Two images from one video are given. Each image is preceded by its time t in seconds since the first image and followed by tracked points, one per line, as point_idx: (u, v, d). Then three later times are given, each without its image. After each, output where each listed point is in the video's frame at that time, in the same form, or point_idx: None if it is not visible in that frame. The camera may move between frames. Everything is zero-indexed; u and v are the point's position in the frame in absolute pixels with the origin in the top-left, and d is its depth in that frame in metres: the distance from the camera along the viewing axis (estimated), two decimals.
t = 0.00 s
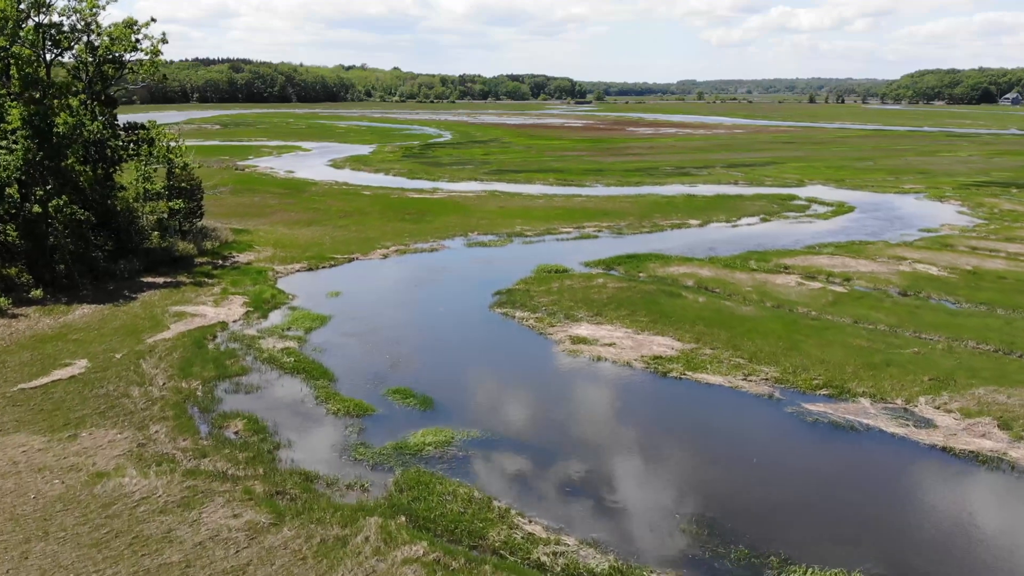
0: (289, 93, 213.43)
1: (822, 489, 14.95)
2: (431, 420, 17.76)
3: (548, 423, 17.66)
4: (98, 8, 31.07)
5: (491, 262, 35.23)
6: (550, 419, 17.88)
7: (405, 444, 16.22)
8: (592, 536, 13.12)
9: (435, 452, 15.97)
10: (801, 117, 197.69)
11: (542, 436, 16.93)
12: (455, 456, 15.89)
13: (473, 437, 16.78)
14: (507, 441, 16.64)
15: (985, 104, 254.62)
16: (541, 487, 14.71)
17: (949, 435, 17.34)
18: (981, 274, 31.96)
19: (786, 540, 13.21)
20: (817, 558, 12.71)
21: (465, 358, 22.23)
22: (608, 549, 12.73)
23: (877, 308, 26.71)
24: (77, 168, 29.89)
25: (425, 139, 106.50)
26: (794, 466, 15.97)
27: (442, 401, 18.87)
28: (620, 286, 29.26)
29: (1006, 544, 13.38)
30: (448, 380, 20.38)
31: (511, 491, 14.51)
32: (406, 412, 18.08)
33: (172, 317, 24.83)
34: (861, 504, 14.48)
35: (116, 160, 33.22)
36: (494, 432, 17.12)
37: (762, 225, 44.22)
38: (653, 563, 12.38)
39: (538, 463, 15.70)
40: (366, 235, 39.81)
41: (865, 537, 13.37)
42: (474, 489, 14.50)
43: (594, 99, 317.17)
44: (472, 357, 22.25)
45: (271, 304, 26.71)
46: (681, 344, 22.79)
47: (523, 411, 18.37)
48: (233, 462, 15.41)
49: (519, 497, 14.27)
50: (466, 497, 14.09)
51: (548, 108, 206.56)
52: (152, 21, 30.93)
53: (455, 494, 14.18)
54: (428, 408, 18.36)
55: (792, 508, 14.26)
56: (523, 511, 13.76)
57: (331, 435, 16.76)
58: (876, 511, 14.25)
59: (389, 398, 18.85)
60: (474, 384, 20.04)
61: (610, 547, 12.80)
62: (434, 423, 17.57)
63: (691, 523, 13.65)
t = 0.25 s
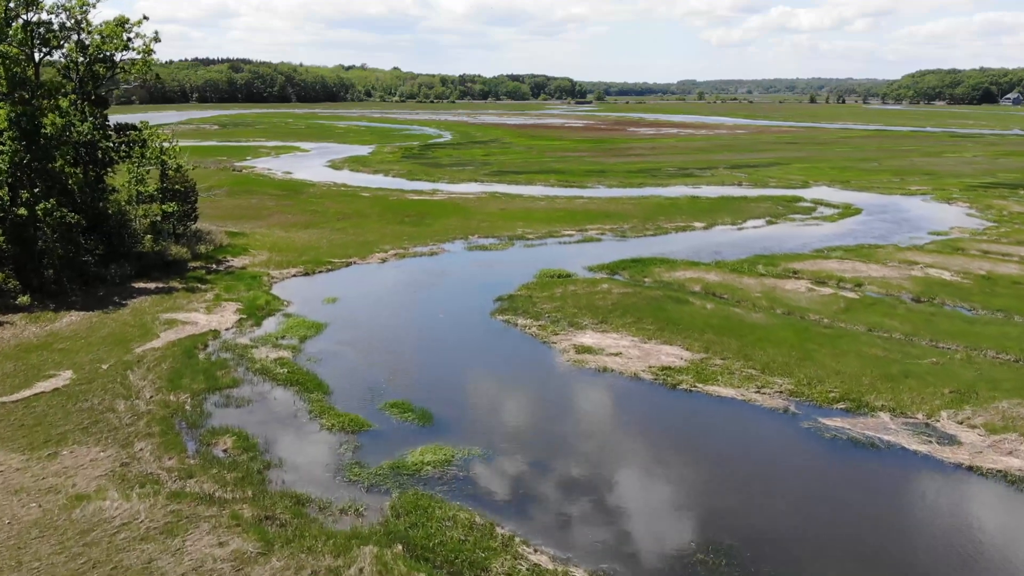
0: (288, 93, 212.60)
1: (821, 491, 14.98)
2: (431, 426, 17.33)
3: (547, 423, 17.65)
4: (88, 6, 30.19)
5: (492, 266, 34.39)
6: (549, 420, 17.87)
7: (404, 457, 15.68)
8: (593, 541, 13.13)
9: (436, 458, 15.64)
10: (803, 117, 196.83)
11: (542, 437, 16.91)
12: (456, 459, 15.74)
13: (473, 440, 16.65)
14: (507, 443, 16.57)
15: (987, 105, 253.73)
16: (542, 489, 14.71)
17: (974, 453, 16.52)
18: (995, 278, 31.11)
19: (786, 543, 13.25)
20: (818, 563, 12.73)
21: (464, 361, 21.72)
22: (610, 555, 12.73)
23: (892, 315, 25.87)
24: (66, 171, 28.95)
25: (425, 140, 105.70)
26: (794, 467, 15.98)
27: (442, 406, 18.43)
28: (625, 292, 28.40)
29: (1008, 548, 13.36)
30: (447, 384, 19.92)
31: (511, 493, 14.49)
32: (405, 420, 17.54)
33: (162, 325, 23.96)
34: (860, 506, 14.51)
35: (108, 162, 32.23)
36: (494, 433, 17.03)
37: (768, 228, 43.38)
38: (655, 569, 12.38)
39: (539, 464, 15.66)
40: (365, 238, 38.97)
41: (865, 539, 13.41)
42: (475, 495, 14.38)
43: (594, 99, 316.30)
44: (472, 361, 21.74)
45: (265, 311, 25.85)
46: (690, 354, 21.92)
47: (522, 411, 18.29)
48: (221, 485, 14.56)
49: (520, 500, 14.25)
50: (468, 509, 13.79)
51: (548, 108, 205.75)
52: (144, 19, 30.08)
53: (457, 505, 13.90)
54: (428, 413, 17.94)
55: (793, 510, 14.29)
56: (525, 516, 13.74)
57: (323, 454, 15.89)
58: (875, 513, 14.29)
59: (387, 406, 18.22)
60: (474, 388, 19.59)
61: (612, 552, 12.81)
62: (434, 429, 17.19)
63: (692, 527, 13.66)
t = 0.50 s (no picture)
0: (288, 92, 211.85)
1: (822, 491, 14.93)
2: (430, 430, 17.10)
3: (547, 422, 17.62)
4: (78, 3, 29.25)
5: (493, 269, 33.54)
6: (550, 419, 17.84)
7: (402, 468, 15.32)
8: (592, 544, 13.12)
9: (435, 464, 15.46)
10: (804, 117, 196.11)
11: (542, 437, 16.89)
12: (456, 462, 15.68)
13: (473, 442, 16.57)
14: (507, 443, 16.52)
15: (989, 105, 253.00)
16: (541, 490, 14.70)
17: (1002, 473, 15.67)
18: (1010, 284, 30.27)
19: (784, 544, 13.21)
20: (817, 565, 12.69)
21: (464, 364, 21.36)
22: (609, 558, 12.73)
23: (906, 322, 25.04)
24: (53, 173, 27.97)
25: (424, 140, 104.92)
26: (794, 465, 15.92)
27: (441, 410, 18.19)
28: (631, 298, 27.53)
29: (1009, 548, 13.29)
30: (447, 387, 19.62)
31: (511, 494, 14.47)
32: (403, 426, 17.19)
33: (151, 334, 23.07)
34: (861, 506, 14.44)
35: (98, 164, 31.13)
36: (493, 434, 16.98)
37: (775, 231, 42.53)
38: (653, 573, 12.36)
39: (539, 465, 15.64)
40: (363, 241, 38.10)
41: (865, 540, 13.38)
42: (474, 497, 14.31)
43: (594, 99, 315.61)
44: (472, 363, 21.42)
45: (259, 319, 24.98)
46: (700, 365, 21.04)
47: (522, 411, 18.22)
48: (207, 510, 13.68)
49: (520, 501, 14.24)
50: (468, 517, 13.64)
51: (548, 108, 205.44)
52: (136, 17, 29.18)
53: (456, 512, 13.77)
54: (427, 418, 17.70)
55: (792, 510, 14.26)
56: (524, 518, 13.73)
57: (318, 476, 15.00)
58: (873, 513, 14.23)
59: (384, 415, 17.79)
60: (475, 392, 19.31)
61: (611, 555, 12.81)
62: (434, 433, 16.97)
63: (691, 529, 13.62)
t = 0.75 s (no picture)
0: (287, 92, 211.04)
1: (823, 491, 14.89)
2: (429, 432, 17.01)
3: (548, 423, 17.66)
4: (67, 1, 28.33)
5: (494, 273, 32.74)
6: (550, 419, 17.86)
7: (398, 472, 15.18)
8: (592, 543, 13.14)
9: (434, 467, 15.41)
10: (805, 117, 195.31)
11: (543, 438, 16.92)
12: (455, 462, 15.67)
13: (473, 442, 16.57)
14: (507, 444, 16.54)
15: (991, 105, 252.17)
16: (541, 489, 14.72)
17: None
18: None
19: (782, 544, 13.20)
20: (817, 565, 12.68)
21: (464, 368, 21.24)
22: (606, 559, 12.72)
23: (922, 330, 24.22)
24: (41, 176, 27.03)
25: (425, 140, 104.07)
26: (795, 466, 15.86)
27: (440, 412, 18.14)
28: (637, 304, 26.69)
29: (1007, 550, 13.28)
30: (446, 391, 19.52)
31: (511, 493, 14.48)
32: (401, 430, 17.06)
33: (140, 343, 22.21)
34: (861, 507, 14.41)
35: (90, 168, 30.10)
36: (493, 435, 16.98)
37: (781, 234, 41.70)
38: (652, 573, 12.38)
39: (539, 465, 15.66)
40: (361, 244, 37.25)
41: (864, 540, 13.38)
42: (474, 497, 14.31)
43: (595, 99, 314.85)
44: (472, 365, 21.33)
45: (252, 326, 24.12)
46: (711, 376, 20.19)
47: (522, 412, 18.25)
48: (191, 540, 12.82)
49: (520, 501, 14.26)
50: (467, 516, 13.62)
51: (548, 108, 204.68)
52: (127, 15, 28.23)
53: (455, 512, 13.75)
54: (427, 421, 17.64)
55: (792, 510, 14.28)
56: (524, 518, 13.74)
57: (309, 499, 14.14)
58: (871, 513, 14.22)
59: (381, 420, 17.62)
60: (474, 394, 19.25)
61: (610, 555, 12.83)
62: (433, 434, 16.90)
63: (691, 529, 13.64)
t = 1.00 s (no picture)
0: (287, 92, 210.35)
1: (824, 494, 14.77)
2: (428, 433, 16.94)
3: (548, 423, 17.62)
4: None
5: (494, 278, 31.93)
6: (550, 419, 17.84)
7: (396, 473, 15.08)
8: (591, 545, 13.10)
9: (432, 468, 15.34)
10: (806, 117, 194.62)
11: (542, 438, 16.87)
12: (454, 463, 15.62)
13: (472, 443, 16.52)
14: (506, 445, 16.50)
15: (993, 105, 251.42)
16: (539, 491, 14.68)
17: None
18: None
19: (778, 544, 13.19)
20: (818, 566, 12.62)
21: (463, 368, 21.10)
22: (605, 559, 12.71)
23: (939, 339, 23.36)
24: (26, 179, 26.14)
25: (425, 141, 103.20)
26: (793, 465, 15.83)
27: (439, 413, 18.06)
28: (644, 311, 25.81)
29: (1007, 553, 13.18)
30: (445, 391, 19.43)
31: (509, 495, 14.44)
32: (399, 432, 16.96)
33: (127, 353, 21.33)
34: (858, 506, 14.39)
35: (78, 169, 29.01)
36: (492, 436, 16.94)
37: (788, 237, 40.86)
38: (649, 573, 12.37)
39: (538, 466, 15.63)
40: (359, 247, 36.40)
41: (865, 542, 13.31)
42: (472, 499, 14.28)
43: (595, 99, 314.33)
44: (472, 366, 21.25)
45: (244, 334, 23.21)
46: (723, 390, 19.28)
47: (522, 411, 18.21)
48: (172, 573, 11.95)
49: (519, 502, 14.23)
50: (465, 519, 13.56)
51: (549, 108, 203.94)
52: (117, 13, 27.36)
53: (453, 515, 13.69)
54: (425, 421, 17.55)
55: (792, 510, 14.21)
56: (523, 520, 13.70)
57: (299, 525, 13.33)
58: (868, 512, 14.22)
59: (379, 421, 17.49)
60: (474, 395, 19.15)
61: (610, 556, 12.78)
62: (432, 436, 16.83)
63: (691, 530, 13.58)
